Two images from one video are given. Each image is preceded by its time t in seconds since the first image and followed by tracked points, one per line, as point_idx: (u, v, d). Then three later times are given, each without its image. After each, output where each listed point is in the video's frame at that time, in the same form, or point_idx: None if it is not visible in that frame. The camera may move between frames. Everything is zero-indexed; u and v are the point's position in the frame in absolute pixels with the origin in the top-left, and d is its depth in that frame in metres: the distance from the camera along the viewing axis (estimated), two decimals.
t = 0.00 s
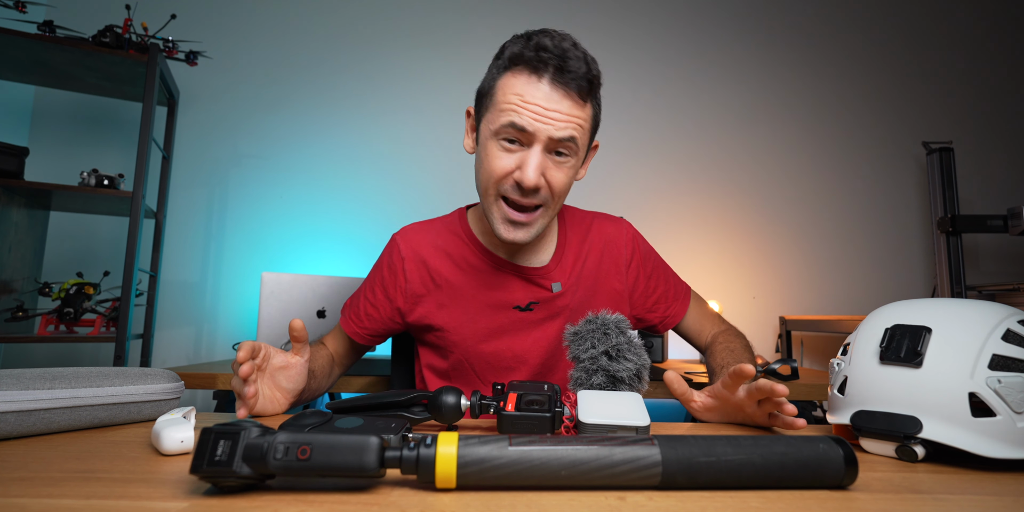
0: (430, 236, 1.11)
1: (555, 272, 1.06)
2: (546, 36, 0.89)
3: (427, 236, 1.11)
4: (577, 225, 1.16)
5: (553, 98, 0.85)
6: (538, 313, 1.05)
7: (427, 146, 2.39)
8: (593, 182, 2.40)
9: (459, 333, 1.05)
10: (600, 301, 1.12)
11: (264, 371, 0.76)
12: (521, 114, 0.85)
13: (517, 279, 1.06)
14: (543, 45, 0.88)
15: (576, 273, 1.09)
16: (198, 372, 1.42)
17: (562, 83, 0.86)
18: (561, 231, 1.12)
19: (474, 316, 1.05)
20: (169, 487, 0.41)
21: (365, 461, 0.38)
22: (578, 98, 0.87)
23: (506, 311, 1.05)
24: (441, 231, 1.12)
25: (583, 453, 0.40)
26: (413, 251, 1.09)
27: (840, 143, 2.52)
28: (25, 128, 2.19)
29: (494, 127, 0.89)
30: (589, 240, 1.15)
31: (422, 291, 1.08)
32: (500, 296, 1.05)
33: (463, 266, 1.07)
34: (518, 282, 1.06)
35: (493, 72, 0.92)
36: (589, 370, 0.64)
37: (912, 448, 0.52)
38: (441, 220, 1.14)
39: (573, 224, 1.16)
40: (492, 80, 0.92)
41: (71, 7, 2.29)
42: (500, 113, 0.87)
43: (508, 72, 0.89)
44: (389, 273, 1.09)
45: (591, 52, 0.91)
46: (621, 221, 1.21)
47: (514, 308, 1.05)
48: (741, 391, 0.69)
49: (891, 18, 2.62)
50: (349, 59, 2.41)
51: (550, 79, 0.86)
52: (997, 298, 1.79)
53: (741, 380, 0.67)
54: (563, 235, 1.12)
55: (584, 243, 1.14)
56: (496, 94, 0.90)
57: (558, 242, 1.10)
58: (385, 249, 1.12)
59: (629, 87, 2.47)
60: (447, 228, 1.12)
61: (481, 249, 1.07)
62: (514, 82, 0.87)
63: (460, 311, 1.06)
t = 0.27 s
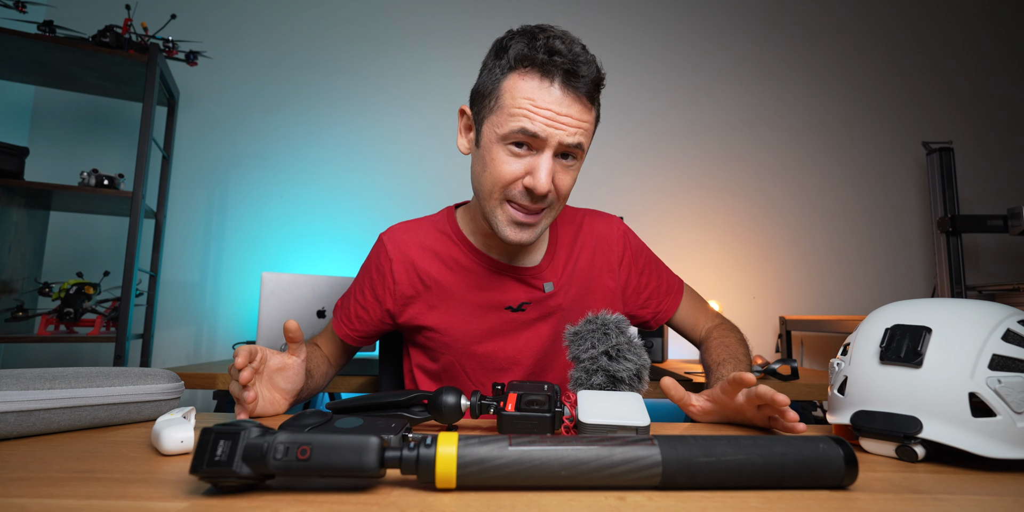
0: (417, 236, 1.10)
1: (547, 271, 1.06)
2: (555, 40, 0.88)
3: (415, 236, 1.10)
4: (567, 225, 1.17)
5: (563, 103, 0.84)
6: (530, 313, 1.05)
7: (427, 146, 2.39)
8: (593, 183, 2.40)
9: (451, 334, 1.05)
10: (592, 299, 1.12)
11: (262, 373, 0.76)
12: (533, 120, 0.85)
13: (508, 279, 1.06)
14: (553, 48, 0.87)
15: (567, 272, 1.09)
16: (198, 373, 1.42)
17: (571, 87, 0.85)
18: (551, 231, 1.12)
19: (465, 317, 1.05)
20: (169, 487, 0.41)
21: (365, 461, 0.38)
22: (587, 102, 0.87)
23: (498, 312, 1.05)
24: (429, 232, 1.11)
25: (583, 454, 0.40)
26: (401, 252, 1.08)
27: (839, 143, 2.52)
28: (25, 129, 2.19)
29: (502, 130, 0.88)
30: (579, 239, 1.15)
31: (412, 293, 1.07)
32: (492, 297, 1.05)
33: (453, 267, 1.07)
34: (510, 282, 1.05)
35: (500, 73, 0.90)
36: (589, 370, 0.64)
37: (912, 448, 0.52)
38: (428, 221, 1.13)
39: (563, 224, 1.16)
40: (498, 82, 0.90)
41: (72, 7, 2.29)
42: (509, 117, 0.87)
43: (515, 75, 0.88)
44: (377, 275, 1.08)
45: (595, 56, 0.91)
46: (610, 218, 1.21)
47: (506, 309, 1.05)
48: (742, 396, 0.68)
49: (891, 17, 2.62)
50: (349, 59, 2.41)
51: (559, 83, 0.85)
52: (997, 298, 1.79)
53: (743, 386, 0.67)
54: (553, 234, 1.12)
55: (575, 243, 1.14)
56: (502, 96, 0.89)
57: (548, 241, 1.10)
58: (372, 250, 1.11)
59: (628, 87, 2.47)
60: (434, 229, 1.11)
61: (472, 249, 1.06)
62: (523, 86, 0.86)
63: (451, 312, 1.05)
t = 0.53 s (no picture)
0: (414, 236, 1.10)
1: (545, 271, 1.07)
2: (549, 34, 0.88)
3: (412, 236, 1.10)
4: (564, 224, 1.17)
5: (558, 96, 0.84)
6: (528, 312, 1.05)
7: (427, 146, 2.39)
8: (592, 183, 2.40)
9: (449, 334, 1.04)
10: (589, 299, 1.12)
11: (263, 372, 0.75)
12: (527, 112, 0.85)
13: (504, 279, 1.05)
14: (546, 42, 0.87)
15: (565, 271, 1.10)
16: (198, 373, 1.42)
17: (565, 80, 0.85)
18: (548, 231, 1.13)
19: (462, 317, 1.05)
20: (169, 487, 0.41)
21: (365, 461, 0.38)
22: (582, 95, 0.86)
23: (496, 311, 1.05)
24: (425, 232, 1.11)
25: (583, 454, 0.40)
26: (397, 253, 1.07)
27: (839, 143, 2.52)
28: (25, 129, 2.19)
29: (497, 125, 0.88)
30: (576, 239, 1.15)
31: (409, 293, 1.06)
32: (490, 296, 1.05)
33: (451, 267, 1.07)
34: (507, 282, 1.05)
35: (494, 69, 0.91)
36: (589, 370, 0.64)
37: (912, 448, 0.52)
38: (424, 221, 1.13)
39: (559, 224, 1.17)
40: (493, 77, 0.91)
41: (71, 7, 2.29)
42: (504, 111, 0.87)
43: (509, 70, 0.88)
44: (374, 276, 1.07)
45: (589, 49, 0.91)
46: (606, 219, 1.22)
47: (504, 308, 1.05)
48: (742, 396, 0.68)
49: (891, 17, 2.62)
50: (349, 59, 2.41)
51: (554, 76, 0.85)
52: (997, 298, 1.78)
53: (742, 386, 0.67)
54: (550, 234, 1.12)
55: (572, 242, 1.14)
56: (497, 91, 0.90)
57: (546, 241, 1.10)
58: (369, 251, 1.11)
59: (628, 87, 2.47)
60: (431, 229, 1.11)
61: (469, 250, 1.07)
62: (517, 80, 0.86)
63: (448, 312, 1.05)
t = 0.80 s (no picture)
0: (434, 226, 1.12)
1: (555, 264, 1.08)
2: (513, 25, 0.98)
3: (431, 227, 1.12)
4: (574, 227, 1.18)
5: (529, 67, 0.91)
6: (536, 303, 1.04)
7: (427, 146, 2.39)
8: (592, 183, 2.40)
9: (457, 319, 1.03)
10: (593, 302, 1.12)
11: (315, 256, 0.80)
12: (506, 81, 0.91)
13: (517, 267, 1.06)
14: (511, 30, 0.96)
15: (573, 269, 1.10)
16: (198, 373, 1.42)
17: (533, 54, 0.93)
18: (558, 229, 1.14)
19: (473, 302, 1.04)
20: (168, 487, 0.41)
21: (365, 461, 0.38)
22: (550, 65, 0.94)
23: (505, 299, 1.04)
24: (444, 224, 1.13)
25: (583, 453, 0.40)
26: (419, 239, 1.09)
27: (839, 143, 2.52)
28: (25, 129, 2.19)
29: (482, 103, 0.94)
30: (585, 243, 1.16)
31: (422, 277, 1.06)
32: (500, 283, 1.05)
33: (465, 254, 1.08)
34: (518, 271, 1.06)
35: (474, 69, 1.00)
36: (589, 370, 0.64)
37: (912, 448, 0.52)
38: (445, 215, 1.16)
39: (569, 225, 1.18)
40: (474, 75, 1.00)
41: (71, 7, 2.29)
42: (485, 88, 0.93)
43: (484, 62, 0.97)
44: (389, 258, 1.08)
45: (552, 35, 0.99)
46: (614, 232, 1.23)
47: (513, 296, 1.04)
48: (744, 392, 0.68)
49: (891, 17, 2.62)
50: (349, 59, 2.41)
51: (523, 53, 0.93)
52: (997, 298, 1.78)
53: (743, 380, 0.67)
54: (561, 233, 1.13)
55: (581, 243, 1.15)
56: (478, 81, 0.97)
57: (555, 238, 1.13)
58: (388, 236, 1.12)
59: (628, 87, 2.47)
60: (450, 221, 1.13)
61: (484, 238, 1.09)
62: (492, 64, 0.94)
63: (458, 297, 1.04)
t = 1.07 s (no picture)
0: (433, 228, 1.12)
1: (553, 265, 1.08)
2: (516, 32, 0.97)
3: (430, 229, 1.12)
4: (573, 227, 1.18)
5: (535, 77, 0.91)
6: (535, 303, 1.04)
7: (427, 146, 2.39)
8: (592, 183, 2.41)
9: (456, 319, 1.03)
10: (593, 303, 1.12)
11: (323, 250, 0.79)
12: (517, 92, 0.90)
13: (515, 268, 1.06)
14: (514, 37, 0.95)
15: (572, 270, 1.10)
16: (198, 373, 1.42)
17: (539, 62, 0.93)
18: (557, 230, 1.14)
19: (472, 303, 1.04)
20: (168, 487, 0.41)
21: (365, 461, 0.38)
22: (555, 72, 0.93)
23: (505, 299, 1.04)
24: (444, 225, 1.13)
25: (583, 453, 0.40)
26: (418, 240, 1.09)
27: (839, 143, 2.52)
28: (25, 129, 2.19)
29: (490, 113, 0.93)
30: (584, 243, 1.16)
31: (421, 278, 1.06)
32: (500, 283, 1.05)
33: (464, 255, 1.08)
34: (517, 271, 1.06)
35: (477, 76, 0.99)
36: (589, 370, 0.64)
37: (912, 448, 0.52)
38: (445, 216, 1.16)
39: (568, 226, 1.18)
40: (477, 82, 0.99)
41: (71, 7, 2.29)
42: (493, 99, 0.93)
43: (488, 69, 0.96)
44: (389, 260, 1.08)
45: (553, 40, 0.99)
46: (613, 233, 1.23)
47: (512, 296, 1.04)
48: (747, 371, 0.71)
49: (891, 17, 2.62)
50: (349, 59, 2.41)
51: (528, 61, 0.93)
52: (997, 298, 1.78)
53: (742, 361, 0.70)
54: (560, 234, 1.13)
55: (580, 244, 1.15)
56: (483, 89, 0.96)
57: (554, 238, 1.12)
58: (387, 238, 1.12)
59: (628, 87, 2.47)
60: (449, 223, 1.13)
61: (483, 238, 1.09)
62: (498, 73, 0.94)
63: (458, 297, 1.04)
